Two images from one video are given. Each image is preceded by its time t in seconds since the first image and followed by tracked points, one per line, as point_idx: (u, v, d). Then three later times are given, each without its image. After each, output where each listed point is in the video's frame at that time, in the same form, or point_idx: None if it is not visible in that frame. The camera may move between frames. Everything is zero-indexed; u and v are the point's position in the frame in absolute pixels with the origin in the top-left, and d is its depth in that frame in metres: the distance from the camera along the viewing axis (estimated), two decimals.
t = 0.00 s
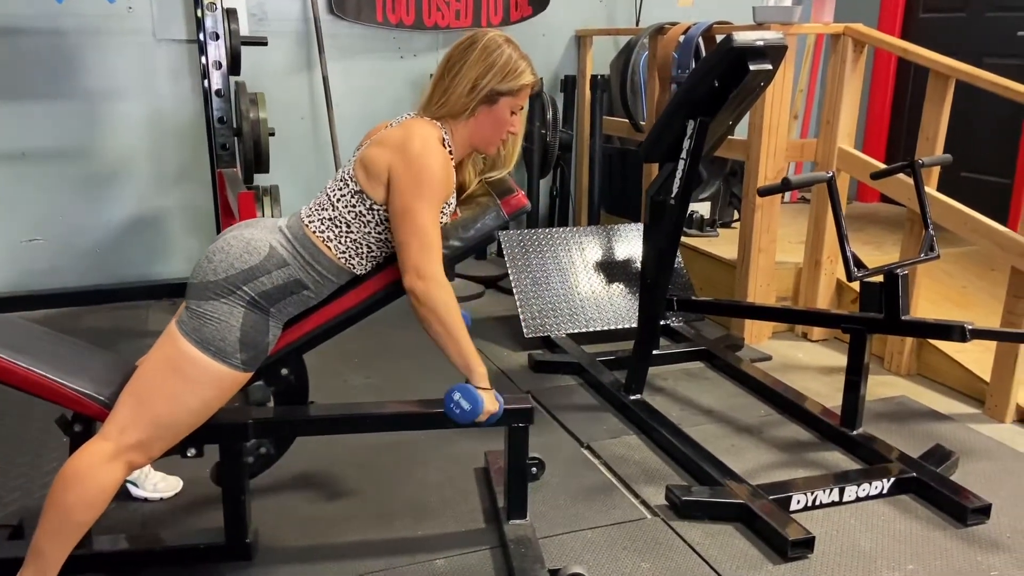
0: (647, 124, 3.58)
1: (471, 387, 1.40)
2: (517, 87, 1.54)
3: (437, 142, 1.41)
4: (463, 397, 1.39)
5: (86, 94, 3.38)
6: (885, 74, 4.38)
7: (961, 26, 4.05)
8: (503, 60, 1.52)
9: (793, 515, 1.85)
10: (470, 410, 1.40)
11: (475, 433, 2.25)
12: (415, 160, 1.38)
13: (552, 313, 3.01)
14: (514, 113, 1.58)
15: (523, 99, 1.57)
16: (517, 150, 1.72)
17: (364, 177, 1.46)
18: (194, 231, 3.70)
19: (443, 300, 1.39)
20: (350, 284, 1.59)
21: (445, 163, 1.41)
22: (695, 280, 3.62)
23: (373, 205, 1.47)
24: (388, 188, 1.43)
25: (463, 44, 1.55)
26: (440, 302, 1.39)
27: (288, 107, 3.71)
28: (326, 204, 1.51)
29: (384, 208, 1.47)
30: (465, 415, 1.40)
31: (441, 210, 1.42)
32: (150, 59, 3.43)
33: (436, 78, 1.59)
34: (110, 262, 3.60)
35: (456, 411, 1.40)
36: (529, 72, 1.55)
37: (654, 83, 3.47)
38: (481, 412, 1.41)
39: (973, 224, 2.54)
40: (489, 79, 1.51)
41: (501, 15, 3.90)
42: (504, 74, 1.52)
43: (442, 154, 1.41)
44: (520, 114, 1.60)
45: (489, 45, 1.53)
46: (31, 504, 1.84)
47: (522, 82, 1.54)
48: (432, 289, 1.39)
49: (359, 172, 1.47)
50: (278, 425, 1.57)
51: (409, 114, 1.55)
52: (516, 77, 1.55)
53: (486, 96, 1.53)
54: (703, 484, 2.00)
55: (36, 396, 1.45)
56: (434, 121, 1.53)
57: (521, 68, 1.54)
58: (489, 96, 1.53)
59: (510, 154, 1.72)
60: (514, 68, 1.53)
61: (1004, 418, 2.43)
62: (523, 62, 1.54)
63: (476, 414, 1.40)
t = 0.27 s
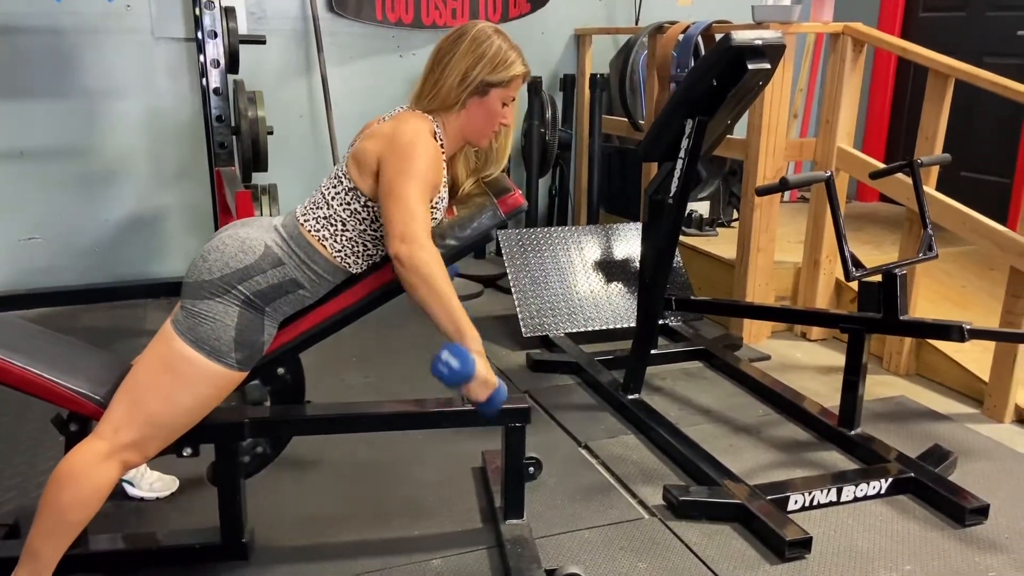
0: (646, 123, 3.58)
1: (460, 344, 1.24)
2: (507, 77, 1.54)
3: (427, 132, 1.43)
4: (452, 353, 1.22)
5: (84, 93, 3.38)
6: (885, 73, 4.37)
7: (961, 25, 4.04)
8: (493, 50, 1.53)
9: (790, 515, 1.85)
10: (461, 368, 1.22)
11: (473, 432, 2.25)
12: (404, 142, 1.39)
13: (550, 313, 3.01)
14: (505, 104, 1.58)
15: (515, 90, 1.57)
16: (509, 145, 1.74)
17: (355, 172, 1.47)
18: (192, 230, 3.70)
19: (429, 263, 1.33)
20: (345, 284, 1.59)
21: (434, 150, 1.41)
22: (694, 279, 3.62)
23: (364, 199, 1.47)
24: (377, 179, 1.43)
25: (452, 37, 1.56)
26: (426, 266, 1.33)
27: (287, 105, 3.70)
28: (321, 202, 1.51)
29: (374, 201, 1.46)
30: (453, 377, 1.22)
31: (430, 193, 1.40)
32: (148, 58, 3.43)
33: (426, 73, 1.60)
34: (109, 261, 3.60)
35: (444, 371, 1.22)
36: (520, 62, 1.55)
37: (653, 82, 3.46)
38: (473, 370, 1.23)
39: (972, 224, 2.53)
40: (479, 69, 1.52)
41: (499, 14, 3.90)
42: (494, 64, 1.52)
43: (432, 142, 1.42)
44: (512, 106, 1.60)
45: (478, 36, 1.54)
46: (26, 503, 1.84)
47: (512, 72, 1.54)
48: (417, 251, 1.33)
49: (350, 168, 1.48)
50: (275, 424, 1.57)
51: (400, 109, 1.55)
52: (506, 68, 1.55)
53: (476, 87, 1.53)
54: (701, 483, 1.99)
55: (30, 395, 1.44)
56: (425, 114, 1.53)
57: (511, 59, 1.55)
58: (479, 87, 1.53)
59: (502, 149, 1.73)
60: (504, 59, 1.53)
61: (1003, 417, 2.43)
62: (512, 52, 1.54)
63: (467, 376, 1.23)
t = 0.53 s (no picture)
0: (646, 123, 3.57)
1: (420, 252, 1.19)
2: (501, 72, 1.54)
3: (416, 121, 1.44)
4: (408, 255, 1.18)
5: (83, 92, 3.37)
6: (885, 72, 4.36)
7: (962, 25, 4.03)
8: (486, 45, 1.53)
9: (789, 516, 1.84)
10: (416, 266, 1.17)
11: (471, 433, 2.24)
12: (391, 122, 1.41)
13: (550, 313, 3.01)
14: (500, 100, 1.57)
15: (509, 85, 1.57)
16: (504, 143, 1.74)
17: (341, 162, 1.46)
18: (191, 230, 3.69)
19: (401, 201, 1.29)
20: (341, 284, 1.58)
21: (420, 133, 1.42)
22: (693, 279, 3.61)
23: (351, 188, 1.45)
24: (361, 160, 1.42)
25: (445, 33, 1.57)
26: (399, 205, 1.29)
27: (286, 105, 3.70)
28: (316, 201, 1.50)
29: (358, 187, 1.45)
30: (407, 275, 1.17)
31: (412, 166, 1.39)
32: (148, 57, 3.43)
33: (419, 69, 1.59)
34: (108, 260, 3.60)
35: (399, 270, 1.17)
36: (513, 57, 1.56)
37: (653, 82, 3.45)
38: (430, 270, 1.18)
39: (972, 224, 2.53)
40: (473, 64, 1.52)
41: (499, 13, 3.89)
42: (488, 59, 1.53)
43: (420, 129, 1.43)
44: (506, 102, 1.60)
45: (472, 31, 1.54)
46: (23, 503, 1.84)
47: (506, 67, 1.54)
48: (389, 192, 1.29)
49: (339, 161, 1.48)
50: (271, 425, 1.57)
51: (392, 104, 1.54)
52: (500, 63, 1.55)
53: (470, 82, 1.53)
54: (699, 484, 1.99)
55: (25, 395, 1.44)
56: (419, 109, 1.52)
57: (505, 54, 1.55)
58: (473, 81, 1.53)
59: (496, 146, 1.73)
60: (497, 54, 1.53)
61: (1002, 418, 2.42)
62: (505, 47, 1.55)
63: (421, 274, 1.17)
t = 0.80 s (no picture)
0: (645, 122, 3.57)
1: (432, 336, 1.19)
2: (502, 78, 1.53)
3: (420, 132, 1.43)
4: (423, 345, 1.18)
5: (82, 91, 3.37)
6: (886, 72, 4.36)
7: (962, 24, 4.03)
8: (487, 51, 1.52)
9: (786, 516, 1.84)
10: (431, 361, 1.18)
11: (468, 432, 2.24)
12: (397, 140, 1.39)
13: (548, 312, 3.01)
14: (500, 105, 1.56)
15: (509, 91, 1.56)
16: (504, 147, 1.73)
17: (345, 168, 1.45)
18: (190, 228, 3.69)
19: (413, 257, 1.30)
20: (337, 284, 1.58)
21: (426, 150, 1.40)
22: (692, 278, 3.61)
23: (353, 197, 1.46)
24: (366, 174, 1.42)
25: (446, 37, 1.55)
26: (410, 260, 1.30)
27: (286, 103, 3.70)
28: (312, 202, 1.50)
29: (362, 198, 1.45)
30: (421, 368, 1.18)
31: (418, 189, 1.39)
32: (147, 56, 3.43)
33: (419, 74, 1.58)
34: (107, 259, 3.60)
35: (414, 362, 1.18)
36: (515, 63, 1.54)
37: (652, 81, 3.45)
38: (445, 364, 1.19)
39: (971, 223, 2.52)
40: (474, 70, 1.51)
41: (498, 12, 3.89)
42: (488, 65, 1.51)
43: (424, 142, 1.41)
44: (506, 107, 1.59)
45: (473, 36, 1.53)
46: (20, 502, 1.84)
47: (507, 73, 1.53)
48: (401, 246, 1.31)
49: (340, 165, 1.47)
50: (267, 425, 1.56)
51: (393, 109, 1.54)
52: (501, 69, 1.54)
53: (470, 88, 1.52)
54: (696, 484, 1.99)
55: (21, 394, 1.43)
56: (419, 114, 1.52)
57: (506, 60, 1.54)
58: (474, 87, 1.52)
59: (497, 150, 1.72)
60: (498, 60, 1.52)
61: (1001, 418, 2.42)
62: (507, 53, 1.53)
63: (436, 369, 1.18)
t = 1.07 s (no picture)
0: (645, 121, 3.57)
1: (448, 380, 1.37)
2: (503, 83, 1.53)
3: (421, 137, 1.43)
4: (440, 390, 1.37)
5: (81, 90, 3.37)
6: (886, 71, 4.35)
7: (963, 22, 4.02)
8: (488, 56, 1.52)
9: (783, 515, 1.84)
10: (447, 404, 1.37)
11: (467, 431, 2.24)
12: (399, 151, 1.39)
13: (547, 311, 3.01)
14: (501, 110, 1.57)
15: (510, 96, 1.56)
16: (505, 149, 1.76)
17: (347, 172, 1.46)
18: (190, 227, 3.70)
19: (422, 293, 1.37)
20: (335, 282, 1.58)
21: (428, 159, 1.41)
22: (692, 276, 3.61)
23: (356, 200, 1.47)
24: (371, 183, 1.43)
25: (447, 41, 1.55)
26: (421, 295, 1.37)
27: (285, 101, 3.70)
28: (311, 201, 1.51)
29: (366, 204, 1.47)
30: (440, 409, 1.38)
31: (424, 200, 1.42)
32: (146, 55, 3.43)
33: (421, 77, 1.59)
34: (107, 258, 3.60)
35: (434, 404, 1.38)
36: (516, 68, 1.55)
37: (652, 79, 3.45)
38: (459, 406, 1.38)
39: (970, 222, 2.52)
40: (475, 75, 1.51)
41: (498, 11, 3.89)
42: (489, 69, 1.52)
43: (425, 148, 1.41)
44: (507, 111, 1.59)
45: (475, 41, 1.53)
46: (18, 501, 1.84)
47: (508, 79, 1.53)
48: (411, 281, 1.37)
49: (342, 168, 1.48)
50: (264, 424, 1.56)
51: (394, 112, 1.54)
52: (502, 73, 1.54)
53: (472, 93, 1.52)
54: (694, 483, 1.99)
55: (19, 393, 1.44)
56: (420, 118, 1.52)
57: (507, 65, 1.54)
58: (475, 92, 1.52)
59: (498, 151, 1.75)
60: (499, 65, 1.52)
61: (1000, 417, 2.42)
62: (508, 58, 1.53)
63: (452, 409, 1.38)
